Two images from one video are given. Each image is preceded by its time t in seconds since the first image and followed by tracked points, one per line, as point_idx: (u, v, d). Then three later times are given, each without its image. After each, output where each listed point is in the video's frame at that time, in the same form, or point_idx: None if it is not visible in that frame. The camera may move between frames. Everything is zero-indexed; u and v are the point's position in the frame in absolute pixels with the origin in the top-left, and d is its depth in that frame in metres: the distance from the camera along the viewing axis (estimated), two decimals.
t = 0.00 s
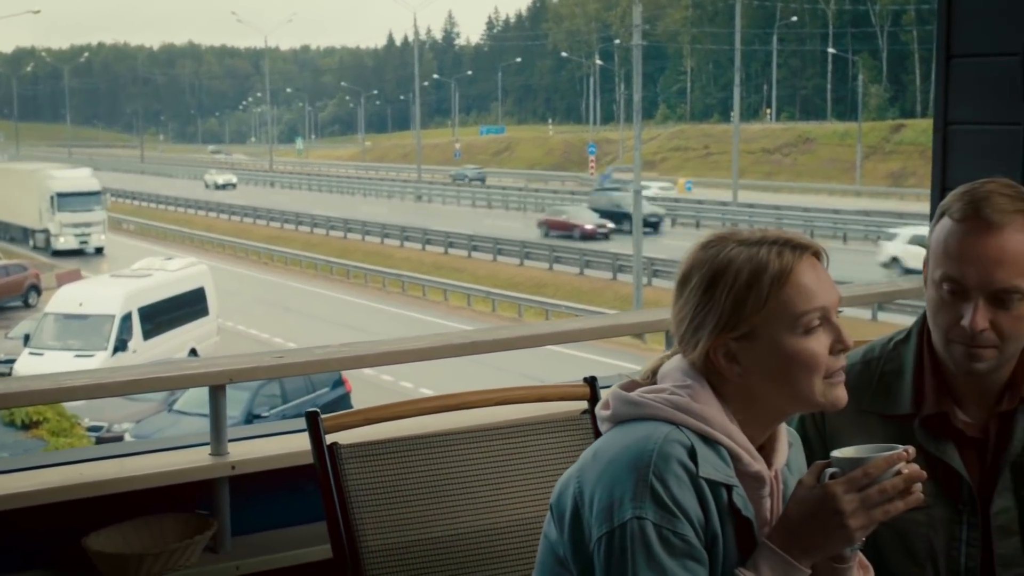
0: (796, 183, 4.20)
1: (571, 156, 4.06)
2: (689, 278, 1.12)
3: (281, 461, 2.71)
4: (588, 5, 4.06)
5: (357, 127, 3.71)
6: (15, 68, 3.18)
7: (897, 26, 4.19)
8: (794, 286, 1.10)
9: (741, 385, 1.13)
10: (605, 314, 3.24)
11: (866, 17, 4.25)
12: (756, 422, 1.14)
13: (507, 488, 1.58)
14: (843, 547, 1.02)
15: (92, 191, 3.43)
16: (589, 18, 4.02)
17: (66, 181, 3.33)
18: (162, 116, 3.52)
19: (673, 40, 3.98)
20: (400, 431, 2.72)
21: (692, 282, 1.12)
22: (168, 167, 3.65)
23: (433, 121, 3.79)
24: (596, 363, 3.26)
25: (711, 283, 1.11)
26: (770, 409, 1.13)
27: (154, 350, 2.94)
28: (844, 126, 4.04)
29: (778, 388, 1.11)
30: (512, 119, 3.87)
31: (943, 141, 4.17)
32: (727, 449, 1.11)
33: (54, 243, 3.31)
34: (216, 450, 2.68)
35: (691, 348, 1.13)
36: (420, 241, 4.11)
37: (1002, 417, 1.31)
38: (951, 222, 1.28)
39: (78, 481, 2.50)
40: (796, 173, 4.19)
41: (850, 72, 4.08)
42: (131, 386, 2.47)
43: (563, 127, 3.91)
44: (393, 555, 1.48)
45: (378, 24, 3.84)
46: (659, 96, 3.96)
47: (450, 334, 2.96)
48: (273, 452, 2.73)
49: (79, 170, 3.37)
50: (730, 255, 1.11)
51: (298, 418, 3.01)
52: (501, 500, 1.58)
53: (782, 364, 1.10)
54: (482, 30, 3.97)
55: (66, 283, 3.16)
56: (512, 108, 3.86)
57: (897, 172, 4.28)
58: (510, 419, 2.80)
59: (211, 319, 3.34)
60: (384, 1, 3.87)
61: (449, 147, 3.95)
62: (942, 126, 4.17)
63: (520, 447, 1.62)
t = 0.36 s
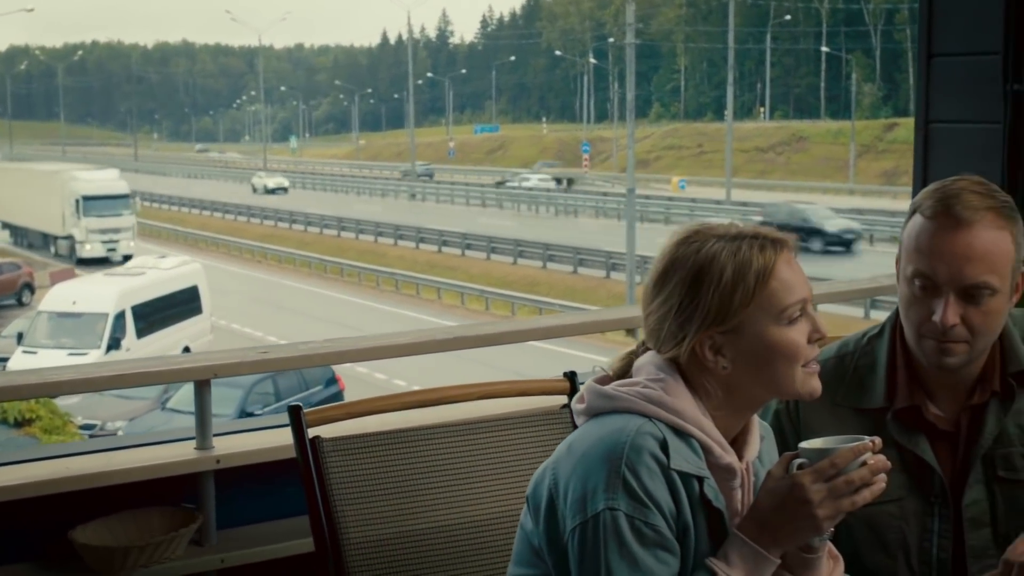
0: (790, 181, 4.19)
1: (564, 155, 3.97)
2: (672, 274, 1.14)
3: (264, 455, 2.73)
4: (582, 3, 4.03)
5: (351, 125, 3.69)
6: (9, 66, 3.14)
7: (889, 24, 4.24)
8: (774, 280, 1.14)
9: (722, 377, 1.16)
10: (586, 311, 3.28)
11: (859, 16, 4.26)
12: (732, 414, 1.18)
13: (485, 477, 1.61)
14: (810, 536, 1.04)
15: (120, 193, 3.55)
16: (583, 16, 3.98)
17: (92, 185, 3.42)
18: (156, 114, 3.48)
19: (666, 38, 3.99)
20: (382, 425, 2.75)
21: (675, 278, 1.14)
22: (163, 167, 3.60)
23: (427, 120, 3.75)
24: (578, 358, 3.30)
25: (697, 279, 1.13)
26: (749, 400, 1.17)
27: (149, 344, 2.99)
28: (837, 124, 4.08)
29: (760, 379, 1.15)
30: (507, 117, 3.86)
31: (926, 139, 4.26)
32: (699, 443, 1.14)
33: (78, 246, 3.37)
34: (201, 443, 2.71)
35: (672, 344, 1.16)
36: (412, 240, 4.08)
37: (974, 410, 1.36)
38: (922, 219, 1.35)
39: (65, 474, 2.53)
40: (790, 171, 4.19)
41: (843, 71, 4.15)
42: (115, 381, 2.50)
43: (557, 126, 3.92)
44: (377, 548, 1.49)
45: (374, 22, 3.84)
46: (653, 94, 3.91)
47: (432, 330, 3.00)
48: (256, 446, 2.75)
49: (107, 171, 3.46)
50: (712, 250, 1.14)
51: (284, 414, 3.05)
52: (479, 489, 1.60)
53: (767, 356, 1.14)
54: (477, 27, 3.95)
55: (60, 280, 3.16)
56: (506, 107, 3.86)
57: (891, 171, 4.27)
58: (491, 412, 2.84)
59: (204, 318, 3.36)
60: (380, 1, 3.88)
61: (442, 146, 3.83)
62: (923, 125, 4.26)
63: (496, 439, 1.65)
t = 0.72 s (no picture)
0: (778, 181, 4.17)
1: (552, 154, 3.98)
2: (643, 270, 1.16)
3: (243, 450, 2.75)
4: (570, 2, 4.05)
5: (340, 125, 3.69)
6: None
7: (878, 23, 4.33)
8: (743, 278, 1.16)
9: (690, 372, 1.18)
10: (564, 308, 3.30)
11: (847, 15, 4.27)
12: (702, 408, 1.21)
13: (462, 471, 1.63)
14: (776, 528, 1.07)
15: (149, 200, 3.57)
16: (571, 15, 4.01)
17: (120, 191, 3.45)
18: (143, 113, 3.47)
19: (654, 38, 3.99)
20: (360, 420, 2.77)
21: (646, 274, 1.16)
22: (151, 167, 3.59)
23: (415, 119, 3.73)
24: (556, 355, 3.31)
25: (667, 275, 1.15)
26: (718, 395, 1.19)
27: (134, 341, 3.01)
28: (825, 123, 4.08)
29: (728, 375, 1.17)
30: (495, 117, 3.87)
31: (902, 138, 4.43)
32: (668, 437, 1.16)
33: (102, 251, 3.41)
34: (182, 439, 2.72)
35: (643, 338, 1.18)
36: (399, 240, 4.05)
37: (940, 406, 1.43)
38: (891, 218, 1.40)
39: (45, 469, 2.54)
40: (778, 171, 4.17)
41: (831, 70, 4.16)
42: (97, 376, 2.51)
43: (545, 125, 3.93)
44: (353, 544, 1.51)
45: (362, 20, 3.84)
46: (642, 94, 3.91)
47: (410, 327, 3.01)
48: (235, 441, 2.77)
49: (133, 175, 3.49)
50: (682, 247, 1.16)
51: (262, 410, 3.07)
52: (456, 483, 1.62)
53: (734, 352, 1.16)
54: (466, 27, 3.95)
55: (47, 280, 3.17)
56: (494, 106, 3.87)
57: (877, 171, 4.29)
58: (468, 408, 2.86)
59: (192, 318, 3.40)
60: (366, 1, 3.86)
61: (430, 146, 3.83)
62: (900, 124, 4.43)
63: (474, 433, 1.66)
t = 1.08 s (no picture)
0: (766, 181, 4.19)
1: (541, 154, 3.97)
2: (629, 268, 1.20)
3: (222, 446, 2.76)
4: (558, 2, 4.02)
5: (327, 125, 3.64)
6: None
7: (864, 24, 4.31)
8: (722, 274, 1.21)
9: (671, 366, 1.23)
10: (543, 307, 3.31)
11: (835, 16, 4.26)
12: (674, 401, 1.26)
13: (440, 466, 1.65)
14: (743, 522, 1.10)
15: (185, 205, 3.66)
16: (559, 15, 3.97)
17: (151, 198, 3.55)
18: (131, 114, 3.42)
19: (643, 38, 3.98)
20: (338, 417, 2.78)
21: (633, 271, 1.19)
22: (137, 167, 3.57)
23: (403, 119, 3.70)
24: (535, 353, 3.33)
25: (655, 273, 1.19)
26: (693, 386, 1.24)
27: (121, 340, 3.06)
28: (813, 124, 4.09)
29: (708, 368, 1.22)
30: (483, 117, 3.82)
31: (877, 137, 4.37)
32: (637, 431, 1.21)
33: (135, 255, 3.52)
34: (160, 436, 2.73)
35: (626, 336, 1.22)
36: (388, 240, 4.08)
37: (907, 401, 1.49)
38: (861, 217, 1.44)
39: (25, 466, 2.55)
40: (765, 171, 4.19)
41: (819, 70, 4.14)
42: (77, 373, 2.53)
43: (532, 124, 3.90)
44: (331, 543, 1.54)
45: (350, 20, 3.78)
46: (630, 94, 3.91)
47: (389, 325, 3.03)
48: (214, 437, 2.78)
49: (168, 181, 3.61)
50: (666, 245, 1.20)
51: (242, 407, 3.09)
52: (433, 478, 1.64)
53: (716, 346, 1.21)
54: (454, 27, 3.89)
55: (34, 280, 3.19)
56: (482, 106, 3.83)
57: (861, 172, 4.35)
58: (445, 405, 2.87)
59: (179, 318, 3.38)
60: None
61: (418, 145, 3.82)
62: (875, 124, 4.37)
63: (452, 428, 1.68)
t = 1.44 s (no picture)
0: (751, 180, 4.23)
1: (526, 154, 3.99)
2: (626, 268, 1.25)
3: (198, 443, 2.77)
4: (543, 2, 4.01)
5: (312, 125, 3.67)
6: None
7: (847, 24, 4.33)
8: (700, 270, 1.29)
9: (656, 361, 1.29)
10: (516, 305, 3.32)
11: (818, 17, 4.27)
12: (641, 395, 1.32)
13: (406, 456, 1.69)
14: (703, 514, 1.19)
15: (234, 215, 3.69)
16: (545, 16, 3.98)
17: (195, 211, 3.59)
18: (116, 114, 3.43)
19: (627, 38, 3.93)
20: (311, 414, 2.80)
21: (631, 271, 1.25)
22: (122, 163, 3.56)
23: (388, 119, 3.70)
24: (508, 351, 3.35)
25: (653, 273, 1.25)
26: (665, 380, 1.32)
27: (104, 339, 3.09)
28: (797, 123, 4.13)
29: (688, 361, 1.30)
30: (468, 116, 3.85)
31: (850, 136, 4.31)
32: (601, 425, 1.28)
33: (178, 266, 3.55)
34: (136, 433, 2.74)
35: (621, 335, 1.26)
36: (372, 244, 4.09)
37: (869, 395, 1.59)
38: (824, 216, 1.52)
39: None
40: (749, 170, 4.22)
41: (802, 71, 4.14)
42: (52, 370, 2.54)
43: (518, 125, 3.91)
44: (304, 539, 1.58)
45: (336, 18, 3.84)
46: (614, 94, 3.88)
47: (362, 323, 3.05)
48: (190, 434, 2.80)
49: (215, 191, 3.65)
50: (654, 245, 1.27)
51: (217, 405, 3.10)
52: (402, 469, 1.68)
53: (699, 338, 1.29)
54: (438, 27, 3.90)
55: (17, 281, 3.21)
56: (467, 106, 3.86)
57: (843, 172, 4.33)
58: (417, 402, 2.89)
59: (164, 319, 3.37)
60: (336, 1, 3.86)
61: (404, 147, 3.80)
62: (847, 123, 4.31)
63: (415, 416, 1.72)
